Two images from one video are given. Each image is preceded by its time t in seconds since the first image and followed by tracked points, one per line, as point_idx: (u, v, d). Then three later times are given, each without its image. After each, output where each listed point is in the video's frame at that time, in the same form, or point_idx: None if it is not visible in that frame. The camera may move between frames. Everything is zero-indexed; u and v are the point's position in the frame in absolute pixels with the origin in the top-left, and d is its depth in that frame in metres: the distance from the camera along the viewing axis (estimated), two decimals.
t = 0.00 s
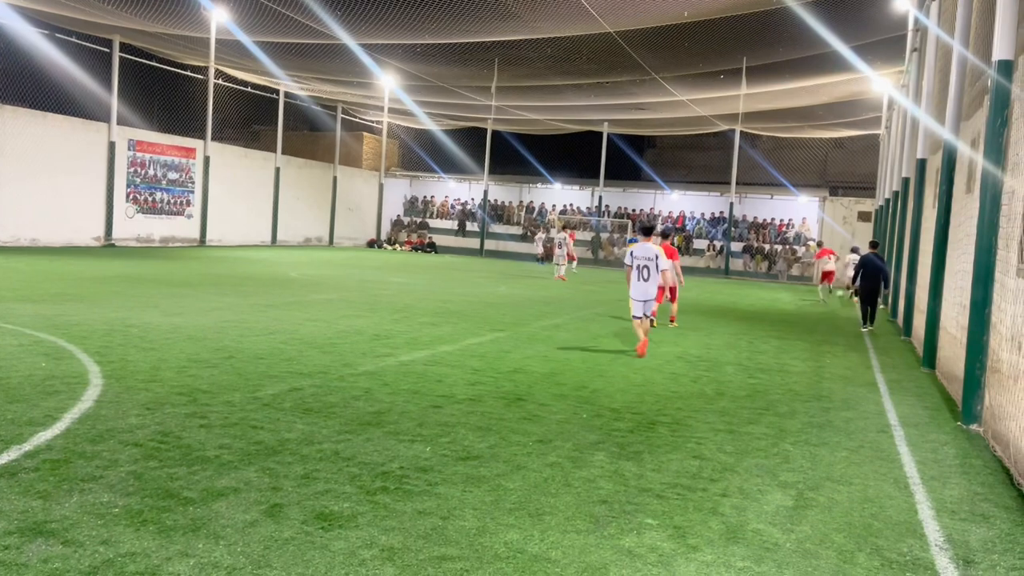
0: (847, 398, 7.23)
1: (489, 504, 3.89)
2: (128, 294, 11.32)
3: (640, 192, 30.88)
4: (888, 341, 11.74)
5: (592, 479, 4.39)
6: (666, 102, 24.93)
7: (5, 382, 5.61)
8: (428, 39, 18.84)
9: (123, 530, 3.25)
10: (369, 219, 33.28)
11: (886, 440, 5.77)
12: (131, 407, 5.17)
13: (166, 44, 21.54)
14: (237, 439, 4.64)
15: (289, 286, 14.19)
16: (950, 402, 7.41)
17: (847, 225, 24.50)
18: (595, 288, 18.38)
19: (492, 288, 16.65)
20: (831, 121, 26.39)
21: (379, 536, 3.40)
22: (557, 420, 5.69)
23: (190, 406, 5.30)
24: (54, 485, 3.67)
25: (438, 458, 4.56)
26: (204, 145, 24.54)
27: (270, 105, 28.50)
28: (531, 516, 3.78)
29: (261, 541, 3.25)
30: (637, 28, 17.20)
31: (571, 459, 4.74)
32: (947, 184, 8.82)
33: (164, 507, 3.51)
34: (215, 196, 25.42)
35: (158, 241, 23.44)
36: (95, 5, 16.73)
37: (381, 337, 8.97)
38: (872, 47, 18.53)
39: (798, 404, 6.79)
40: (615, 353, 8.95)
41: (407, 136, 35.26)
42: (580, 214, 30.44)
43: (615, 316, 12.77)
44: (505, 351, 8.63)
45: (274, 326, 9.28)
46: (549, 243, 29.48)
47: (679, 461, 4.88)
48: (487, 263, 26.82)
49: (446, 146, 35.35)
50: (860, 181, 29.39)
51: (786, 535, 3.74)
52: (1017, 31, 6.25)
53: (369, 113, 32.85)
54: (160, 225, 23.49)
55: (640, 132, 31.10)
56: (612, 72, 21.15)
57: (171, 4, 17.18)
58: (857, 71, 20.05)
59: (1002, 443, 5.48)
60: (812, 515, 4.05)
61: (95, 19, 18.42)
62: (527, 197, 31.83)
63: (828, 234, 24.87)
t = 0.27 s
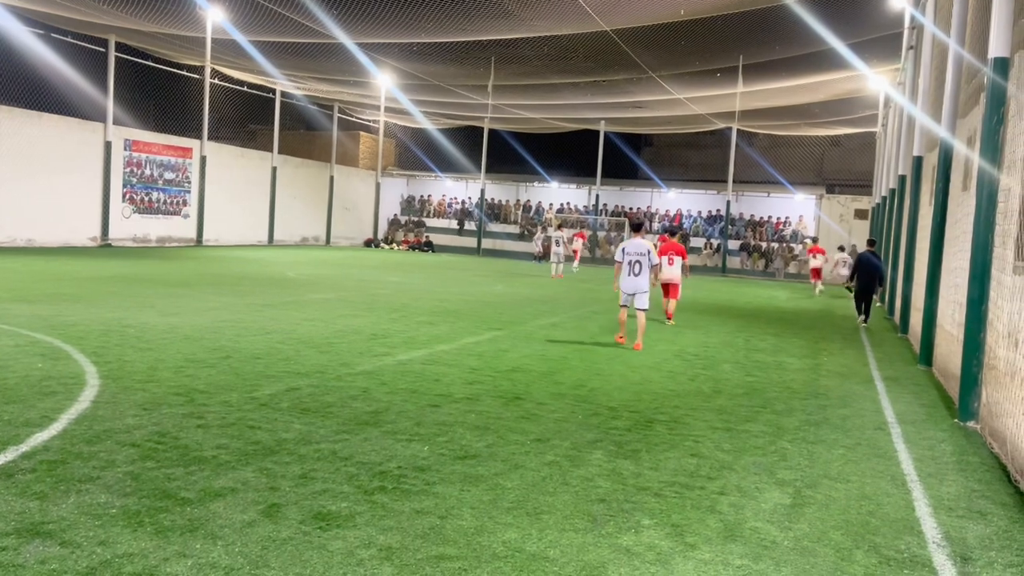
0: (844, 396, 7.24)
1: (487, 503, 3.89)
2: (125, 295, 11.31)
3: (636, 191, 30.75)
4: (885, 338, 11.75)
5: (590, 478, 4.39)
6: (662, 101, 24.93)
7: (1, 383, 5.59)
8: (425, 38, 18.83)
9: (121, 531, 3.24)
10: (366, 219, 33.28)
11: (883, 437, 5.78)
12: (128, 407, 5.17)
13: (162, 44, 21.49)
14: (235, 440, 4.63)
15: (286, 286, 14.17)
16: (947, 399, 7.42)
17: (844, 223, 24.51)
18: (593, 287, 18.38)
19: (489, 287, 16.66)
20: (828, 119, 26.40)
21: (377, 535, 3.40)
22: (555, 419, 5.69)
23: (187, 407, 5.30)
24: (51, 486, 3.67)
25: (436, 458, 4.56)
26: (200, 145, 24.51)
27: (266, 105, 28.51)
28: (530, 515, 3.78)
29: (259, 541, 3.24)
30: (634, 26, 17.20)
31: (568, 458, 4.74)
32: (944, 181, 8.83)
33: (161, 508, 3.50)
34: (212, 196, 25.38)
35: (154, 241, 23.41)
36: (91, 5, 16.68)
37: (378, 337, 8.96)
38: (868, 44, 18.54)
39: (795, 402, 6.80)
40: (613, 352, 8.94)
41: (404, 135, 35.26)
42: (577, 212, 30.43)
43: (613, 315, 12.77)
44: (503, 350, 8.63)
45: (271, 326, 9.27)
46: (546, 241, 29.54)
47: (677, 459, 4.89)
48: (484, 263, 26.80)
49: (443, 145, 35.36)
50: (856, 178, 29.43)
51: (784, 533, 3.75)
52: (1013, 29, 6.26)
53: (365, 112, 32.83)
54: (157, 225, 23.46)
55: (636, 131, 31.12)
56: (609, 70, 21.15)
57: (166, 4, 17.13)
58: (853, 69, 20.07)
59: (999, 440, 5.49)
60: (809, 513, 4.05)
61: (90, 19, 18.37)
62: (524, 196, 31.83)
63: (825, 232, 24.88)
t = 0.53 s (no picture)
0: (842, 393, 7.25)
1: (485, 502, 3.89)
2: (123, 295, 11.31)
3: (634, 189, 30.82)
4: (883, 336, 11.76)
5: (589, 477, 4.40)
6: (660, 99, 24.95)
7: None
8: (423, 37, 18.81)
9: (120, 531, 3.24)
10: (364, 218, 33.26)
11: (882, 435, 5.78)
12: (126, 408, 5.17)
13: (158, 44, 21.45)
14: (233, 440, 4.63)
15: (284, 286, 14.17)
16: (946, 397, 7.43)
17: (842, 222, 24.44)
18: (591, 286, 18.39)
19: (488, 286, 16.66)
20: (826, 117, 26.40)
21: (376, 535, 3.40)
22: (554, 418, 5.69)
23: (186, 407, 5.29)
24: (49, 487, 3.66)
25: (435, 457, 4.57)
26: (198, 145, 24.48)
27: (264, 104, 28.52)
28: (529, 514, 3.78)
29: (258, 541, 3.24)
30: (631, 25, 17.21)
31: (567, 457, 4.74)
32: (941, 179, 8.84)
33: (159, 509, 3.50)
34: (209, 196, 25.35)
35: (152, 241, 23.38)
36: (88, 5, 16.66)
37: (376, 336, 8.96)
38: (866, 42, 18.55)
39: (794, 400, 6.81)
40: (611, 351, 8.94)
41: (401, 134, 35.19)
42: (576, 211, 30.43)
43: (611, 313, 12.78)
44: (501, 349, 8.63)
45: (269, 326, 9.26)
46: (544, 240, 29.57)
47: (676, 458, 4.89)
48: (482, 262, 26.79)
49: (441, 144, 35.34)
50: (854, 176, 29.41)
51: (783, 531, 3.76)
52: (1010, 27, 6.25)
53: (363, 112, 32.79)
54: (154, 225, 23.44)
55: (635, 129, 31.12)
56: (606, 69, 21.16)
57: (163, 3, 17.10)
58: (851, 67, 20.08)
59: (997, 438, 5.50)
60: (808, 511, 4.06)
61: (87, 19, 18.34)
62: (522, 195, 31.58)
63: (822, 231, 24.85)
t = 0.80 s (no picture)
0: (842, 392, 7.25)
1: (485, 502, 3.89)
2: (121, 296, 11.31)
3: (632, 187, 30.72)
4: (882, 334, 11.77)
5: (588, 476, 4.40)
6: (658, 98, 24.96)
7: None
8: (421, 37, 18.81)
9: (118, 533, 3.24)
10: (363, 218, 33.22)
11: (881, 433, 5.79)
12: (125, 409, 5.16)
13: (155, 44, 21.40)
14: (232, 440, 4.62)
15: (283, 286, 14.17)
16: (945, 395, 7.43)
17: (841, 220, 24.36)
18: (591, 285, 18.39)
19: (487, 286, 16.67)
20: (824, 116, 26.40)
21: (376, 535, 3.40)
22: (553, 417, 5.69)
23: (185, 408, 5.29)
24: (48, 489, 3.66)
25: (434, 457, 4.57)
26: (196, 145, 24.46)
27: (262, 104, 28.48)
28: (528, 513, 3.78)
29: (257, 542, 3.24)
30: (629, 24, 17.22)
31: (567, 456, 4.74)
32: (940, 176, 8.84)
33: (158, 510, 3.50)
34: (207, 196, 25.32)
35: (151, 242, 23.37)
36: (86, 5, 16.64)
37: (375, 336, 8.95)
38: (864, 41, 18.56)
39: (793, 398, 6.81)
40: (611, 350, 8.94)
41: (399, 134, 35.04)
42: (574, 211, 30.45)
43: (610, 313, 12.78)
44: (500, 348, 8.63)
45: (268, 326, 9.26)
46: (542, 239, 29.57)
47: (675, 456, 4.89)
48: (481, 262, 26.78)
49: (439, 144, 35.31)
50: (853, 175, 29.42)
51: (782, 530, 3.76)
52: (1008, 24, 6.23)
53: (361, 111, 32.74)
54: (153, 226, 23.43)
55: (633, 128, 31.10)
56: (605, 68, 21.17)
57: (161, 4, 17.08)
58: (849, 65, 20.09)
59: (996, 436, 5.50)
60: (808, 510, 4.06)
61: (85, 19, 18.31)
62: (520, 194, 31.52)
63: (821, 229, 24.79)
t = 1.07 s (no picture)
0: (842, 391, 7.25)
1: (485, 502, 3.88)
2: (121, 297, 11.31)
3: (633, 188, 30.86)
4: (882, 333, 11.77)
5: (588, 476, 4.39)
6: (657, 98, 24.96)
7: None
8: (420, 37, 18.81)
9: (118, 534, 3.24)
10: (363, 218, 33.16)
11: (881, 432, 5.79)
12: (124, 410, 5.16)
13: (155, 45, 21.41)
14: (232, 441, 4.62)
15: (282, 287, 14.17)
16: (945, 393, 7.43)
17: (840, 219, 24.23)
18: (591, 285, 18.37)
19: (487, 286, 16.65)
20: (823, 115, 26.40)
21: (376, 535, 3.39)
22: (553, 417, 5.69)
23: (184, 408, 5.30)
24: (47, 490, 3.66)
25: (434, 457, 4.56)
26: (196, 146, 24.46)
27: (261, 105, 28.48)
28: (529, 514, 3.78)
29: (257, 543, 3.24)
30: (628, 24, 17.21)
31: (567, 456, 4.74)
32: (939, 174, 8.84)
33: (158, 511, 3.49)
34: (207, 197, 25.32)
35: (150, 242, 23.34)
36: (85, 7, 16.63)
37: (375, 337, 8.94)
38: (863, 40, 18.56)
39: (794, 397, 6.81)
40: (611, 350, 8.94)
41: (398, 134, 35.04)
42: (574, 210, 30.45)
43: (610, 312, 12.78)
44: (499, 348, 8.62)
45: (267, 326, 9.25)
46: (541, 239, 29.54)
47: (676, 456, 4.89)
48: (481, 261, 26.80)
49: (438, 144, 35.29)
50: (853, 173, 29.42)
51: (783, 529, 3.76)
52: (1007, 23, 6.22)
53: (361, 112, 32.74)
54: (153, 226, 23.42)
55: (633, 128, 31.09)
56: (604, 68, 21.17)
57: (159, 5, 17.07)
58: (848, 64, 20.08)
59: (997, 434, 5.50)
60: (808, 508, 4.06)
61: (84, 21, 18.31)
62: (519, 194, 31.97)
63: (821, 229, 24.64)
